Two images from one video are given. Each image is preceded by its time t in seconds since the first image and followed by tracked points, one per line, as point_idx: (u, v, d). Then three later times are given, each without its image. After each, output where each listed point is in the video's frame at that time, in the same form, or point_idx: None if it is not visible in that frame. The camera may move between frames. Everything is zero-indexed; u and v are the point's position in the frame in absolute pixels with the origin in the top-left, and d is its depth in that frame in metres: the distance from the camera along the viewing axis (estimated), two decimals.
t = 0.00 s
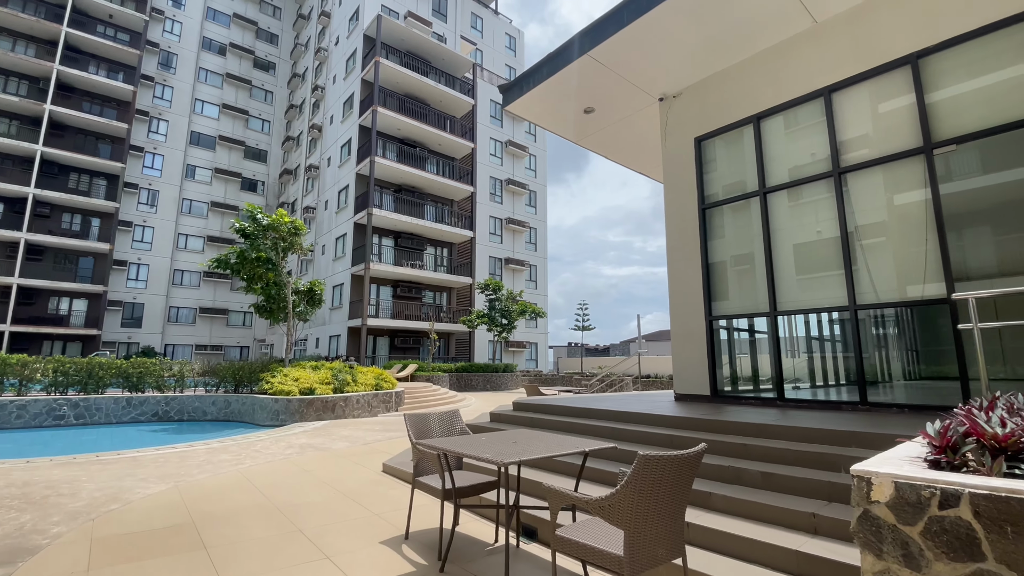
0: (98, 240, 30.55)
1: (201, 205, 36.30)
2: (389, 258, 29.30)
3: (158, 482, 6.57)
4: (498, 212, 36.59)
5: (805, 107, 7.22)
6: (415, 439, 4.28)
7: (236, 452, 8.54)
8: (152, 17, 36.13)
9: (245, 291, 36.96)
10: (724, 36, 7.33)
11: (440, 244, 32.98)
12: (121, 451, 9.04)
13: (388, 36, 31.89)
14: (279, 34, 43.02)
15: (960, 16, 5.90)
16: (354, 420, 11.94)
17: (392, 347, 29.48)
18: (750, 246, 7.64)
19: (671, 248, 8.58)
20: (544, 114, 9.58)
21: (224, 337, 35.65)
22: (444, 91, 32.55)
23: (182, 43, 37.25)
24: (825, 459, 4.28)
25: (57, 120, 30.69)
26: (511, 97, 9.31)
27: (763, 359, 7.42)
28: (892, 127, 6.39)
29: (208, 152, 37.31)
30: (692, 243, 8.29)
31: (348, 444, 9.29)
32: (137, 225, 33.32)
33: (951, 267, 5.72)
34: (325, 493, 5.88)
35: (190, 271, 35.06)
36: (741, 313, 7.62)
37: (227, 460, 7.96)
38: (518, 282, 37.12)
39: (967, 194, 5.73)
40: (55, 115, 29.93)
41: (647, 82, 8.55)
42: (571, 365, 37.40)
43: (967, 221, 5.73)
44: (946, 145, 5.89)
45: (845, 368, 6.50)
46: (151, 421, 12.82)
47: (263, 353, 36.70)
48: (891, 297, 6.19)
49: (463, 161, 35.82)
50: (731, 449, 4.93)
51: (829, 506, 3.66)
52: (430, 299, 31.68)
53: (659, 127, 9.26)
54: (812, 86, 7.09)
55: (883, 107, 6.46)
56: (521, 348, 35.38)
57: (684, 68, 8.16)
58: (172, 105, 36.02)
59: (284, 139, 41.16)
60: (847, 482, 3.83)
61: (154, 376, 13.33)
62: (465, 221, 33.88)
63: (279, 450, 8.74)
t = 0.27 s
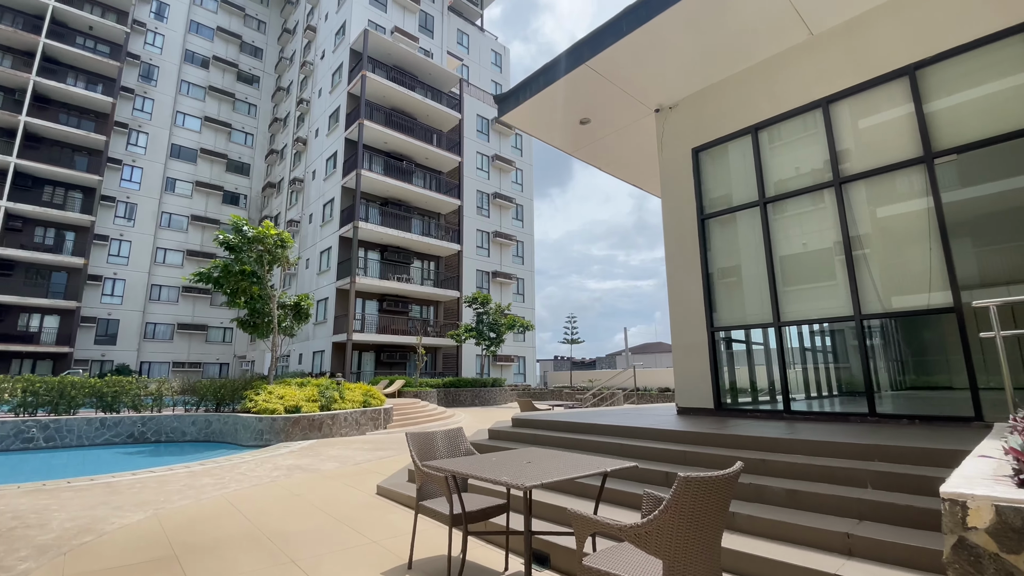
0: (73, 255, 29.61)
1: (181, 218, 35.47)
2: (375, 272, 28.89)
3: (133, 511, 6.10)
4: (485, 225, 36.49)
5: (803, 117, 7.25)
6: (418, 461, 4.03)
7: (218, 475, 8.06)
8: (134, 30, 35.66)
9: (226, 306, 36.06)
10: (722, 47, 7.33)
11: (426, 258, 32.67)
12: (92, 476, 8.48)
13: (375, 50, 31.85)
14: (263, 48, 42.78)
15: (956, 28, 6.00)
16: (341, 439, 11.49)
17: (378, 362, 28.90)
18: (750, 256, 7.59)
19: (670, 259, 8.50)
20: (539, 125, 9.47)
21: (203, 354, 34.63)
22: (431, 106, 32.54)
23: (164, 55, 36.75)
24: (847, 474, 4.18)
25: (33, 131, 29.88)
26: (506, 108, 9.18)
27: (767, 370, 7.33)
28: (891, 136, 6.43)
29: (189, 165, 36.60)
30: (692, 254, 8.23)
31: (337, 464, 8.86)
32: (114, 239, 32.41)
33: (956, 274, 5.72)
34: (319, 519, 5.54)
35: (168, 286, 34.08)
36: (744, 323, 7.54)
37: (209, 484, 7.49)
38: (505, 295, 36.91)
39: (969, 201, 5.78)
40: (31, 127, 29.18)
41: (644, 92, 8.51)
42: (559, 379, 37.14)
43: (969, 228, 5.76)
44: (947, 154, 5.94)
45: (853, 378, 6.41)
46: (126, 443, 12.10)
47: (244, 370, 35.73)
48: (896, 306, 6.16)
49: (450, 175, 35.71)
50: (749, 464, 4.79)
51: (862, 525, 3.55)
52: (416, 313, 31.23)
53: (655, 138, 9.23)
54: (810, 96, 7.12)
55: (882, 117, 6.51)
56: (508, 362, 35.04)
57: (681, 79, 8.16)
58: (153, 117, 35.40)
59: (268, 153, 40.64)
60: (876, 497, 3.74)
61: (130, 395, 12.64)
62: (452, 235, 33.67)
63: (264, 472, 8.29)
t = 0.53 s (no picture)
0: (64, 275, 29.13)
1: (175, 238, 35.13)
2: (371, 290, 28.55)
3: (120, 547, 5.68)
4: (481, 243, 36.40)
5: (814, 131, 7.17)
6: (431, 493, 3.77)
7: (211, 505, 7.63)
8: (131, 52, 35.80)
9: (219, 326, 35.51)
10: (730, 61, 7.27)
11: (423, 276, 32.42)
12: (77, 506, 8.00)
13: (371, 71, 32.03)
14: (260, 69, 43.06)
15: (968, 41, 5.96)
16: (338, 464, 11.05)
17: (373, 383, 28.38)
18: (763, 271, 7.43)
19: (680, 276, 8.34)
20: (542, 142, 9.35)
21: (194, 375, 33.93)
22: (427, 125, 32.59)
23: (161, 77, 36.87)
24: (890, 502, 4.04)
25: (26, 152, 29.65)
26: (509, 124, 9.02)
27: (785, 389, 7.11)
28: (906, 149, 6.33)
29: (183, 185, 36.41)
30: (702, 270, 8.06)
31: (336, 493, 8.45)
32: (106, 259, 31.97)
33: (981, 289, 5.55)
34: (321, 555, 5.18)
35: (160, 307, 33.54)
36: (759, 341, 7.34)
37: (201, 515, 7.06)
38: (502, 313, 36.63)
39: (990, 214, 5.65)
40: (25, 147, 28.96)
41: (650, 108, 8.43)
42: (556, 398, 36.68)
43: (992, 241, 5.61)
44: (965, 166, 5.83)
45: (878, 397, 6.16)
46: (115, 470, 11.45)
47: (237, 392, 35.01)
48: (918, 322, 5.97)
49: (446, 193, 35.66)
50: (785, 494, 4.61)
51: (915, 560, 3.40)
52: (413, 331, 30.82)
53: (660, 154, 9.13)
54: (820, 110, 7.05)
55: (895, 130, 6.42)
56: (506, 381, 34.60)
57: (687, 95, 8.09)
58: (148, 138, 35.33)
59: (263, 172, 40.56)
60: (923, 528, 3.64)
61: (119, 419, 12.07)
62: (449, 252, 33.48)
63: (259, 501, 7.87)
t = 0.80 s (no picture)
0: (78, 296, 29.36)
1: (187, 258, 35.43)
2: (380, 308, 28.40)
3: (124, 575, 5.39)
4: (490, 260, 36.32)
5: (841, 137, 6.93)
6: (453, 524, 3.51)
7: (219, 530, 7.31)
8: (147, 77, 36.65)
9: (229, 346, 35.50)
10: (752, 68, 7.09)
11: (432, 293, 32.26)
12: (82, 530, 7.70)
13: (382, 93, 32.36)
14: (272, 93, 43.89)
15: (1005, 41, 5.73)
16: (349, 487, 10.70)
17: (382, 402, 27.91)
18: (793, 283, 7.13)
19: (704, 289, 8.06)
20: (557, 155, 9.16)
21: (204, 395, 33.81)
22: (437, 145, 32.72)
23: (175, 101, 37.64)
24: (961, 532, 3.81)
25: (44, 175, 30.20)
26: (523, 137, 8.80)
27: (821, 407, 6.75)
28: (942, 154, 6.06)
29: (196, 206, 36.84)
30: (728, 283, 7.78)
31: (347, 517, 8.08)
32: (119, 280, 32.26)
33: None
34: None
35: (172, 326, 33.62)
36: (791, 356, 7.00)
37: (209, 542, 6.75)
38: (512, 330, 36.30)
39: None
40: (43, 170, 29.50)
41: (668, 118, 8.26)
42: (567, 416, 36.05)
43: None
44: (1008, 170, 5.54)
45: (912, 414, 5.91)
46: (123, 492, 11.07)
47: (246, 412, 34.80)
48: (966, 334, 5.62)
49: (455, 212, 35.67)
50: (838, 522, 4.33)
51: None
52: (422, 349, 30.54)
53: (679, 165, 8.93)
54: (848, 116, 6.83)
55: (930, 134, 6.17)
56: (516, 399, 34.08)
57: (707, 104, 7.91)
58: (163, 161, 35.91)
59: (274, 193, 40.98)
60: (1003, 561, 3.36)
61: (127, 439, 11.73)
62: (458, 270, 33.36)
63: (268, 527, 7.53)
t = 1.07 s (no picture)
0: (110, 315, 30.10)
1: (215, 276, 36.17)
2: (402, 323, 28.33)
3: None
4: (511, 273, 36.09)
5: (890, 132, 6.51)
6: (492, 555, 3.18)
7: (241, 553, 7.06)
8: (178, 103, 37.94)
9: (254, 362, 35.88)
10: (789, 64, 6.75)
11: (453, 307, 32.08)
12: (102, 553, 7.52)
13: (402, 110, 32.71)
14: (297, 115, 44.96)
15: None
16: (373, 506, 10.38)
17: (404, 418, 27.67)
18: (841, 289, 6.67)
19: (744, 298, 7.65)
20: (584, 163, 8.90)
21: (230, 411, 34.13)
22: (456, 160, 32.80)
23: (204, 125, 38.84)
24: None
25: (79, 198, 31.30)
26: (548, 145, 8.56)
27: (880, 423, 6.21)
28: (1006, 145, 5.58)
29: (223, 226, 37.70)
30: (770, 290, 7.35)
31: (372, 540, 7.75)
32: (149, 298, 33.05)
33: None
34: None
35: (199, 343, 34.20)
36: (843, 367, 6.50)
37: (230, 565, 6.49)
38: (533, 343, 35.85)
39: None
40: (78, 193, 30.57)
41: (700, 121, 7.94)
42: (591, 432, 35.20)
43: None
44: None
45: (963, 427, 5.46)
46: (146, 510, 11.03)
47: (270, 428, 34.98)
48: None
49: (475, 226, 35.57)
50: (925, 553, 3.83)
51: None
52: (443, 364, 30.28)
53: (711, 169, 8.58)
54: (897, 110, 6.41)
55: (991, 126, 5.71)
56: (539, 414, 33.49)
57: (741, 104, 7.58)
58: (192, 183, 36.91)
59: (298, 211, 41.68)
60: None
61: (152, 457, 11.70)
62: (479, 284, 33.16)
63: (291, 549, 7.26)
